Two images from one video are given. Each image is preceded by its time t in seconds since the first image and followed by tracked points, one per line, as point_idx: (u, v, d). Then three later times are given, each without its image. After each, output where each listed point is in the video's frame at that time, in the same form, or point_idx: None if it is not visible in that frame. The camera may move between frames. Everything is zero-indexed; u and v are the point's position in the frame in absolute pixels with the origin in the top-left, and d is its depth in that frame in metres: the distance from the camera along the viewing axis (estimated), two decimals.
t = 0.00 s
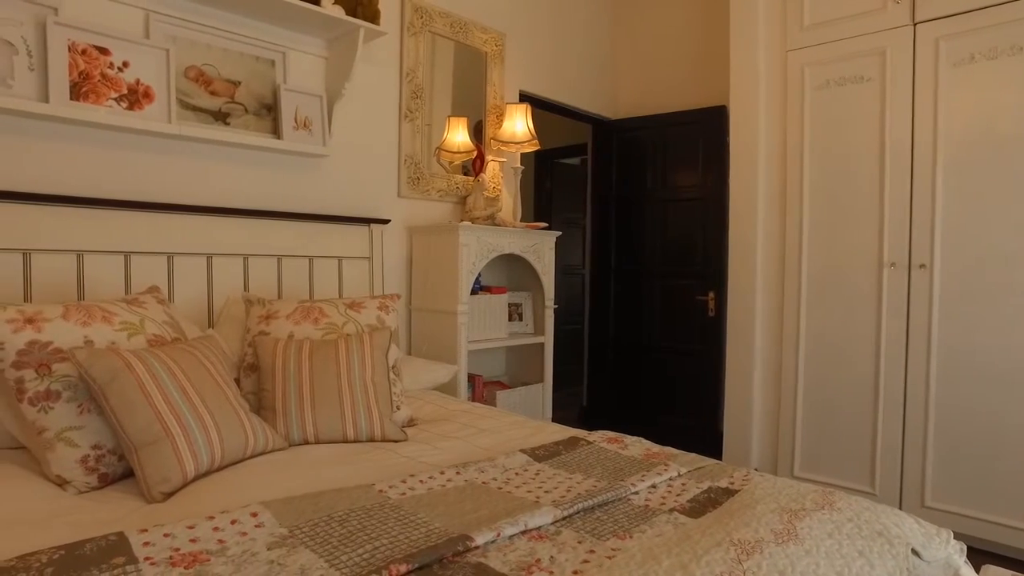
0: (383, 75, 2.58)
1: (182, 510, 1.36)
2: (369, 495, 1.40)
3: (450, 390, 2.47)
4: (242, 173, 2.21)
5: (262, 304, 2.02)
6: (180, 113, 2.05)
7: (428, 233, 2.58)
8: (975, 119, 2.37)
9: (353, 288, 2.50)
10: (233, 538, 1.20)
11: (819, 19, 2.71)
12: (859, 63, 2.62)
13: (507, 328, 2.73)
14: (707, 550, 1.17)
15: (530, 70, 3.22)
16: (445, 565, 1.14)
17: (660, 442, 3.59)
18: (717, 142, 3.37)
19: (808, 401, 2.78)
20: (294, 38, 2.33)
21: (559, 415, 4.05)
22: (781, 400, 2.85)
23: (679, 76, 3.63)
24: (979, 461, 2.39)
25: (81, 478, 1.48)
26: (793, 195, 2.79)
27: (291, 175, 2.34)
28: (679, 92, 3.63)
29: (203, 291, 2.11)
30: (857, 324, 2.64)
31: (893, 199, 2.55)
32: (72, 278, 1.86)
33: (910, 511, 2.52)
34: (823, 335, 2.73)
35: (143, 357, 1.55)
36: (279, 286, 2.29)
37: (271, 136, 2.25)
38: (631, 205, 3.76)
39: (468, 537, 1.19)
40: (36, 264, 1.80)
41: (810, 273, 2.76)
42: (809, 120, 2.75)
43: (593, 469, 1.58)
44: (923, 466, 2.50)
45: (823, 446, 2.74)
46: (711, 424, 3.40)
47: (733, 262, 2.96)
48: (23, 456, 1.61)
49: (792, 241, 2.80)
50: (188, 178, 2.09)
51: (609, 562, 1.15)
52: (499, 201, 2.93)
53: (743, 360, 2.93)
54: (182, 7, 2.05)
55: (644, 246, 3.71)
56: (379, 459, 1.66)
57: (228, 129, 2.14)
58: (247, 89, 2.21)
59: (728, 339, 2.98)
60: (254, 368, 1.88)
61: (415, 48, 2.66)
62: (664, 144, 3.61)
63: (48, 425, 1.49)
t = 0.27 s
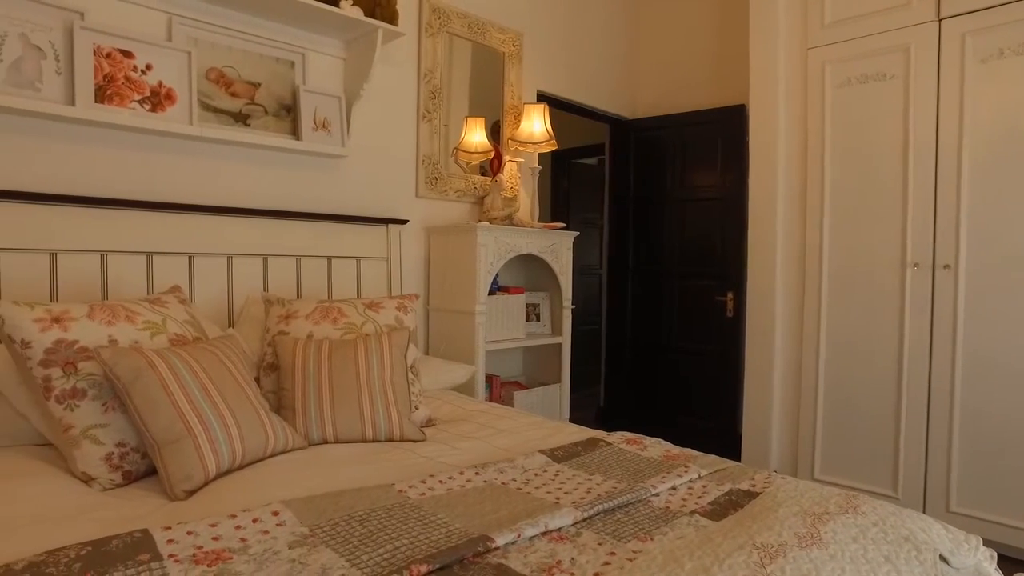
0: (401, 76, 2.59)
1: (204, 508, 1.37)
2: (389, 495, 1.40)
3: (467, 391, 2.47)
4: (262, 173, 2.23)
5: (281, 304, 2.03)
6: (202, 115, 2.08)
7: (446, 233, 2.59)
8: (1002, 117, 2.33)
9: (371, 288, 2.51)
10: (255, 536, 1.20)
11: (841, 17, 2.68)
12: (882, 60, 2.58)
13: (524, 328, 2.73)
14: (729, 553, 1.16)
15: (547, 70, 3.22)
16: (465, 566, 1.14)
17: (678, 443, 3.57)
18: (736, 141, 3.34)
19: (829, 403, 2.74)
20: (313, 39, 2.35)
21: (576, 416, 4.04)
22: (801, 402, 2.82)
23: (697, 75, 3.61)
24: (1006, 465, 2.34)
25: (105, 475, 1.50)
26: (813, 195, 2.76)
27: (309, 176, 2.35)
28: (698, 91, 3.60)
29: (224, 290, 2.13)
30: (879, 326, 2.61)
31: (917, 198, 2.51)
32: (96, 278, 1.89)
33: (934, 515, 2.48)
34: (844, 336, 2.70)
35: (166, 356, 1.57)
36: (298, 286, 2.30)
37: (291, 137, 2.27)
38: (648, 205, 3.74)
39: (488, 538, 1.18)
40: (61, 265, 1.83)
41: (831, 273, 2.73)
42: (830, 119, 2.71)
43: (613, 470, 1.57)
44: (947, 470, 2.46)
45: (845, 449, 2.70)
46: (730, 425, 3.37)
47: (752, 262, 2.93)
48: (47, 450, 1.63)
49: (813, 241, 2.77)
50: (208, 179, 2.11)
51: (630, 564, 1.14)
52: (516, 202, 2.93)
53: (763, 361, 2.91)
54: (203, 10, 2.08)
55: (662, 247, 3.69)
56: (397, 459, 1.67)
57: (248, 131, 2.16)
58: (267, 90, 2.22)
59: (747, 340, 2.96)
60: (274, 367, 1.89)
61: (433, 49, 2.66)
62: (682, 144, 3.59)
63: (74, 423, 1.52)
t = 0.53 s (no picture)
0: (417, 76, 2.60)
1: (223, 506, 1.38)
2: (406, 494, 1.40)
3: (482, 391, 2.47)
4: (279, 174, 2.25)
5: (298, 304, 2.04)
6: (220, 116, 2.10)
7: (461, 233, 2.59)
8: None
9: (386, 288, 2.51)
10: (273, 535, 1.21)
11: (860, 14, 2.65)
12: (902, 58, 2.55)
13: (539, 328, 2.72)
14: (749, 556, 1.15)
15: (562, 69, 3.21)
16: (483, 566, 1.14)
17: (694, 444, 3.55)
18: (752, 141, 3.32)
19: (848, 405, 2.71)
20: (330, 40, 2.36)
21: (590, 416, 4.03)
22: (819, 404, 2.79)
23: (713, 74, 3.59)
24: None
25: (126, 472, 1.52)
26: (832, 194, 2.73)
27: (326, 176, 2.36)
28: (714, 90, 3.58)
29: (242, 290, 2.15)
30: (899, 327, 2.57)
31: (938, 197, 2.47)
32: (116, 277, 1.91)
33: (956, 518, 2.44)
34: (863, 337, 2.67)
35: (185, 355, 1.58)
36: (314, 286, 2.31)
37: (307, 137, 2.28)
38: (663, 205, 3.72)
39: (505, 538, 1.18)
40: (82, 264, 1.85)
41: (850, 273, 2.70)
42: (849, 117, 2.68)
43: (630, 471, 1.57)
44: (970, 473, 2.42)
45: (864, 451, 2.68)
46: (746, 426, 3.35)
47: (769, 262, 2.90)
48: (67, 446, 1.65)
49: (831, 240, 2.74)
50: (226, 180, 2.13)
51: (649, 566, 1.13)
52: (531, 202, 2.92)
53: (780, 362, 2.88)
54: (221, 12, 2.09)
55: (677, 247, 3.67)
56: (414, 459, 1.67)
57: (265, 131, 2.17)
58: (283, 91, 2.24)
59: (764, 340, 2.93)
60: (291, 367, 1.90)
61: (448, 49, 2.66)
62: (698, 144, 3.56)
63: (96, 421, 1.53)
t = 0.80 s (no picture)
0: (430, 77, 2.60)
1: (239, 505, 1.39)
2: (420, 495, 1.40)
3: (496, 391, 2.47)
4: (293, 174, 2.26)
5: (312, 304, 2.05)
6: (235, 117, 2.11)
7: (475, 233, 2.59)
8: None
9: (400, 288, 2.52)
10: (288, 534, 1.22)
11: (877, 11, 2.62)
12: (921, 55, 2.52)
13: (552, 328, 2.71)
14: (766, 559, 1.13)
15: (576, 69, 3.20)
16: (497, 567, 1.13)
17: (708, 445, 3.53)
18: (767, 140, 3.29)
19: (865, 406, 2.69)
20: (344, 41, 2.37)
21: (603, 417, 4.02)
22: (835, 406, 2.76)
23: (727, 73, 3.57)
24: None
25: (143, 471, 1.53)
26: (848, 193, 2.71)
27: (339, 177, 2.37)
28: (728, 89, 3.56)
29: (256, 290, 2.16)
30: (917, 328, 2.54)
31: (957, 196, 2.44)
32: (133, 277, 1.93)
33: (976, 522, 2.41)
34: (880, 337, 2.64)
35: (201, 354, 1.59)
36: (328, 286, 2.32)
37: (321, 138, 2.29)
38: (677, 205, 3.70)
39: (520, 539, 1.18)
40: (100, 264, 1.87)
41: (867, 274, 2.67)
42: (866, 116, 2.66)
43: (645, 472, 1.56)
44: (990, 476, 2.38)
45: (881, 454, 2.65)
46: (761, 428, 3.32)
47: (784, 262, 2.88)
48: (85, 444, 1.67)
49: (847, 240, 2.71)
50: (241, 181, 2.15)
51: (665, 568, 1.12)
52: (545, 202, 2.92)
53: (795, 364, 2.85)
54: (237, 13, 2.11)
55: (691, 247, 3.64)
56: (427, 459, 1.67)
57: (280, 132, 2.19)
58: (298, 92, 2.25)
59: (779, 341, 2.91)
60: (305, 367, 1.90)
61: (461, 50, 2.67)
62: (712, 143, 3.54)
63: (113, 419, 1.55)
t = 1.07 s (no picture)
0: (441, 77, 2.60)
1: (252, 504, 1.40)
2: (432, 495, 1.40)
3: (506, 391, 2.47)
4: (304, 174, 2.27)
5: (324, 304, 2.06)
6: (247, 118, 2.12)
7: (485, 233, 2.59)
8: None
9: (410, 289, 2.52)
10: (301, 534, 1.22)
11: (891, 9, 2.60)
12: (936, 54, 2.50)
13: (563, 329, 2.71)
14: (781, 562, 1.12)
15: (586, 69, 3.20)
16: (510, 568, 1.13)
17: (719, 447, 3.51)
18: (779, 140, 3.28)
19: (879, 408, 2.66)
20: (355, 42, 2.38)
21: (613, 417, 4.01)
22: (847, 407, 2.74)
23: (739, 72, 3.55)
24: None
25: (157, 470, 1.54)
26: (861, 193, 2.69)
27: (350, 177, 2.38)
28: (740, 88, 3.54)
29: (268, 290, 2.17)
30: (932, 329, 2.52)
31: (973, 196, 2.42)
32: (146, 277, 1.94)
33: (992, 525, 2.38)
34: (894, 338, 2.61)
35: (214, 354, 1.60)
36: (339, 286, 2.32)
37: (333, 138, 2.30)
38: (688, 205, 3.69)
39: (533, 540, 1.17)
40: (115, 264, 1.89)
41: (880, 274, 2.65)
42: (879, 115, 2.64)
43: (657, 474, 1.55)
44: (1007, 479, 2.35)
45: (895, 455, 2.63)
46: (773, 429, 3.30)
47: (796, 263, 2.86)
48: (99, 443, 1.68)
49: (860, 241, 2.69)
50: (253, 182, 2.16)
51: (678, 570, 1.11)
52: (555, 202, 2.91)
53: (808, 364, 2.84)
54: (249, 15, 2.12)
55: (702, 247, 3.63)
56: (439, 459, 1.67)
57: (292, 133, 2.19)
58: (310, 92, 2.26)
59: (791, 342, 2.90)
60: (316, 367, 1.91)
61: (472, 50, 2.67)
62: (723, 143, 3.53)
63: (128, 419, 1.56)
